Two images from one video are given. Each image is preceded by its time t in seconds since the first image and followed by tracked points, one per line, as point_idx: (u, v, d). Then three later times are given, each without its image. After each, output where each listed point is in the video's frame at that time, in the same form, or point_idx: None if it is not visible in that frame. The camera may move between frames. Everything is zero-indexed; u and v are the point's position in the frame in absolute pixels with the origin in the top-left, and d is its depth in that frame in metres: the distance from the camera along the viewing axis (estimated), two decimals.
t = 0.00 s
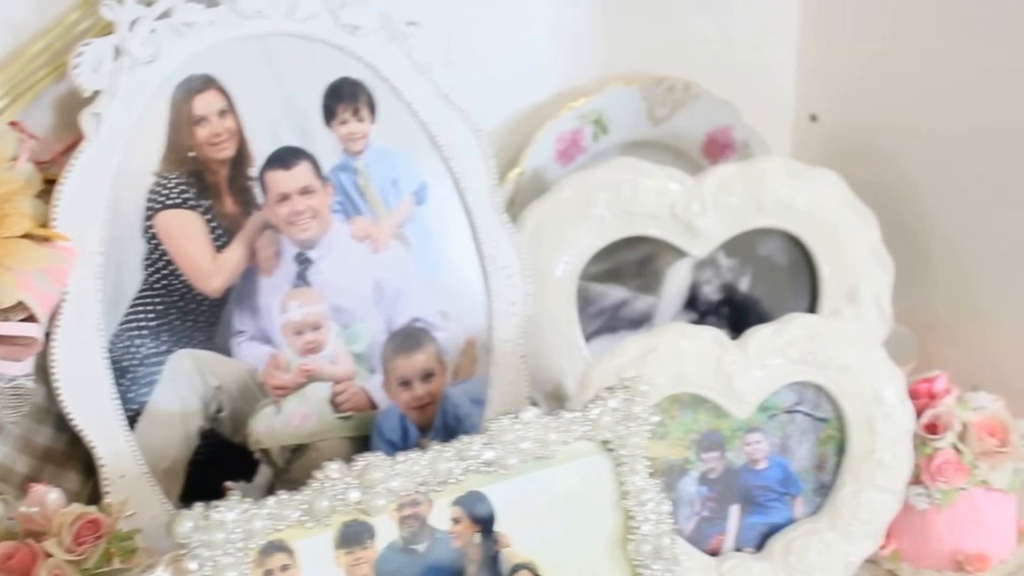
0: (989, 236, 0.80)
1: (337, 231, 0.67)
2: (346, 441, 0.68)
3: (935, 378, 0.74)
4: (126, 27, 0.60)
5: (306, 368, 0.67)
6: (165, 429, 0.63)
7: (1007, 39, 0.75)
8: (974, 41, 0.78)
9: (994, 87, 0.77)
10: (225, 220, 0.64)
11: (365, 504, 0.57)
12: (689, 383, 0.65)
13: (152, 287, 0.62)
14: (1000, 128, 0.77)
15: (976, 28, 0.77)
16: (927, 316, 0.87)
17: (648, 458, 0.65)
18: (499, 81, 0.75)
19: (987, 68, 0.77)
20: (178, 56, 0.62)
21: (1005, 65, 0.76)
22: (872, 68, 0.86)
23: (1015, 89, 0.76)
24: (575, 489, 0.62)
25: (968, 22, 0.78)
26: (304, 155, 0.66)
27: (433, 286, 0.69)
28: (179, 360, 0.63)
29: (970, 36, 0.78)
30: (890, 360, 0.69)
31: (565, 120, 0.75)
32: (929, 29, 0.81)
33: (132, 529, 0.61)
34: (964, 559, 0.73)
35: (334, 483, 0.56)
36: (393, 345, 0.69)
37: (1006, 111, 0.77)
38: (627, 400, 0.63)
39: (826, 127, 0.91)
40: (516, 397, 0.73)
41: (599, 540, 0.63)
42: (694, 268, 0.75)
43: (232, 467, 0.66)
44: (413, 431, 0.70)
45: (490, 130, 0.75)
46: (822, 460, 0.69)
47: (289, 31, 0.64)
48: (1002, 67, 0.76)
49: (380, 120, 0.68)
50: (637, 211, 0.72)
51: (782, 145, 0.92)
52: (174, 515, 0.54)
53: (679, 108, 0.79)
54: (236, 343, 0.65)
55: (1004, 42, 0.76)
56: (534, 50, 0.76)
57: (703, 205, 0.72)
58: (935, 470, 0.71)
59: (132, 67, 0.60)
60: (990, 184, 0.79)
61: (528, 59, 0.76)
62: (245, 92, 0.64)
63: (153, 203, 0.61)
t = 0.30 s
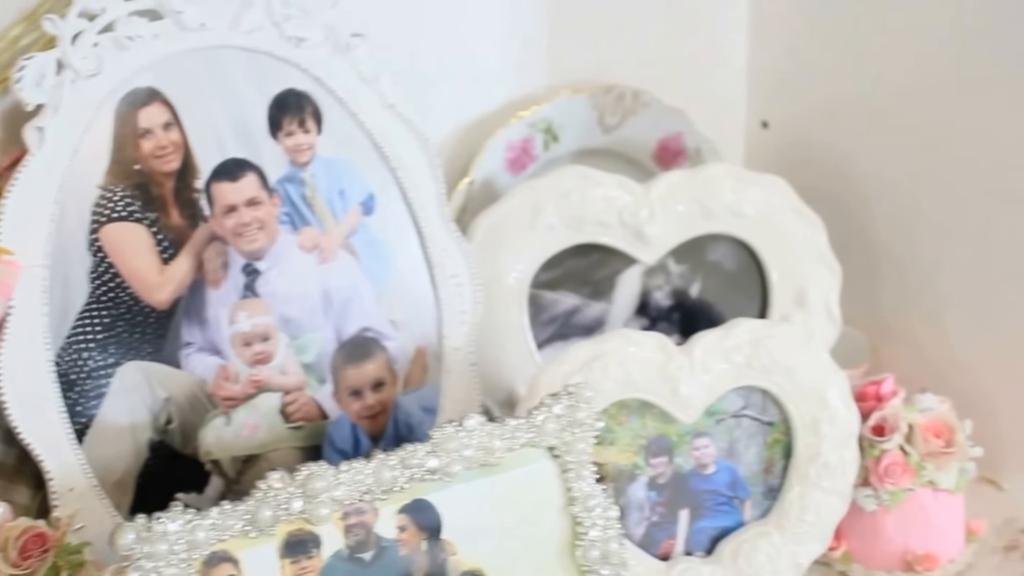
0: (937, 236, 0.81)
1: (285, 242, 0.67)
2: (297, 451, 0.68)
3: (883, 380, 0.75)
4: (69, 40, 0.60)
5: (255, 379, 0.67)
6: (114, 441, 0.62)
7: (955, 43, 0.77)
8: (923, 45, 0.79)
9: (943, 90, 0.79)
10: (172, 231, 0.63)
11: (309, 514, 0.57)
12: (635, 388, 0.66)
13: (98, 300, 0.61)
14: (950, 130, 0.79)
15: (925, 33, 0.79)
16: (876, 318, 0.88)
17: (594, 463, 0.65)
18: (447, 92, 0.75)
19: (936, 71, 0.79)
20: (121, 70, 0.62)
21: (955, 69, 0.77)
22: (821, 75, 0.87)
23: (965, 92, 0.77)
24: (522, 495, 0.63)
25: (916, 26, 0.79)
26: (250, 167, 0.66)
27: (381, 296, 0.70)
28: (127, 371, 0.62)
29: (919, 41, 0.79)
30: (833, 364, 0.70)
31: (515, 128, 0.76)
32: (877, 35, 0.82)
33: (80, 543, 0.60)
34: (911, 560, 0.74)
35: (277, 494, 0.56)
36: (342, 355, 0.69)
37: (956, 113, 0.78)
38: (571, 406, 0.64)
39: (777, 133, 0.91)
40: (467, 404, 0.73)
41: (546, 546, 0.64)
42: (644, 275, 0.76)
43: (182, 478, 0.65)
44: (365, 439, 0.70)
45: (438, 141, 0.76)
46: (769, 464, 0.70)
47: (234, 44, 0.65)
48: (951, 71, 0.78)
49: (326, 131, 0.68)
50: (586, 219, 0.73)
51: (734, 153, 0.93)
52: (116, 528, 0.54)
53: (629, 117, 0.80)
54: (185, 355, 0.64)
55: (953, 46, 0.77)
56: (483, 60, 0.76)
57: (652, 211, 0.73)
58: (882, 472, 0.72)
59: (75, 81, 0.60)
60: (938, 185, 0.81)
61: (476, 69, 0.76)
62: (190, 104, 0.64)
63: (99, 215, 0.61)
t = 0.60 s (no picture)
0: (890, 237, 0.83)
1: (241, 250, 0.67)
2: (254, 458, 0.69)
3: (838, 380, 0.76)
4: (20, 48, 0.59)
5: (211, 387, 0.67)
6: (69, 450, 0.62)
7: (907, 48, 0.78)
8: (876, 49, 0.80)
9: (896, 93, 0.79)
10: (126, 240, 0.63)
11: (262, 522, 0.57)
12: (591, 392, 0.66)
13: (53, 308, 0.61)
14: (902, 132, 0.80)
15: (879, 37, 0.79)
16: (831, 317, 0.89)
17: (549, 467, 0.66)
18: (402, 99, 0.76)
19: (890, 75, 0.80)
20: (73, 79, 0.61)
21: (907, 72, 0.78)
22: (777, 79, 0.88)
23: (917, 96, 0.78)
24: (476, 499, 0.63)
25: (869, 30, 0.80)
26: (204, 175, 0.66)
27: (337, 301, 0.70)
28: (82, 380, 0.62)
29: (872, 45, 0.80)
30: (786, 365, 0.70)
31: (471, 134, 0.77)
32: (832, 39, 0.83)
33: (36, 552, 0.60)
34: (870, 559, 0.74)
35: (230, 502, 0.56)
36: (299, 361, 0.69)
37: (908, 116, 0.79)
38: (526, 410, 0.64)
39: (734, 137, 0.92)
40: (425, 409, 0.74)
41: (503, 551, 0.64)
42: (599, 280, 0.76)
43: (139, 486, 0.65)
44: (321, 446, 0.70)
45: (393, 147, 0.77)
46: (725, 466, 0.71)
47: (186, 51, 0.65)
48: (904, 74, 0.79)
49: (280, 139, 0.68)
50: (542, 224, 0.74)
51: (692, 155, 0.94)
52: (68, 538, 0.54)
53: (586, 121, 0.81)
54: (140, 363, 0.64)
55: (905, 50, 0.78)
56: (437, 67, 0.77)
57: (607, 215, 0.74)
58: (838, 472, 0.73)
59: (27, 89, 0.60)
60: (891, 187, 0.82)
61: (430, 76, 0.77)
62: (142, 112, 0.64)
63: (52, 224, 0.61)
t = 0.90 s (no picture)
0: (856, 234, 0.83)
1: (209, 253, 0.68)
2: (224, 461, 0.69)
3: (806, 378, 0.77)
4: None
5: (180, 390, 0.67)
6: (36, 455, 0.62)
7: (872, 49, 0.79)
8: (842, 50, 0.81)
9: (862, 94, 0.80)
10: (93, 244, 0.64)
11: (228, 525, 0.57)
12: (558, 392, 0.67)
13: (20, 313, 0.61)
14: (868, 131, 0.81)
15: (844, 39, 0.80)
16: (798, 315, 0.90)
17: (518, 467, 0.66)
18: (369, 102, 0.76)
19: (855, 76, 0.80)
20: (38, 84, 0.61)
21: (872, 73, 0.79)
22: (745, 80, 0.88)
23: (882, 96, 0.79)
24: (444, 501, 0.63)
25: (835, 31, 0.81)
26: (171, 178, 0.66)
27: (306, 303, 0.71)
28: (49, 385, 0.62)
29: (838, 46, 0.81)
30: (753, 364, 0.71)
31: (440, 136, 0.77)
32: (798, 40, 0.83)
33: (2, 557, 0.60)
34: (839, 556, 0.75)
35: (195, 505, 0.56)
36: (268, 364, 0.70)
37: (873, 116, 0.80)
38: (493, 411, 0.64)
39: (701, 138, 0.93)
40: (394, 411, 0.74)
41: (472, 552, 0.64)
42: (569, 281, 0.77)
43: (107, 491, 0.65)
44: (292, 448, 0.71)
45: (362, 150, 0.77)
46: (694, 465, 0.71)
47: (153, 55, 0.65)
48: (870, 75, 0.79)
49: (248, 142, 0.69)
50: (511, 225, 0.74)
51: (662, 157, 0.95)
52: (32, 543, 0.53)
53: (554, 123, 0.81)
54: (108, 367, 0.64)
55: (870, 51, 0.79)
56: (405, 69, 0.77)
57: (575, 215, 0.75)
58: (807, 470, 0.73)
59: None
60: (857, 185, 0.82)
61: (398, 79, 0.77)
62: (109, 116, 0.64)
63: (18, 228, 0.61)
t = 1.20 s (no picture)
0: (835, 233, 0.84)
1: (189, 253, 0.68)
2: (205, 461, 0.69)
3: (786, 376, 0.77)
4: None
5: (161, 390, 0.67)
6: (16, 456, 0.62)
7: (850, 47, 0.79)
8: (821, 49, 0.81)
9: (840, 92, 0.81)
10: (72, 244, 0.63)
11: (208, 524, 0.56)
12: (539, 390, 0.67)
13: None
14: (847, 130, 0.81)
15: (824, 37, 0.81)
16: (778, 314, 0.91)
17: (499, 465, 0.66)
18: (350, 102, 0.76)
19: (832, 75, 0.81)
20: (17, 83, 0.61)
21: (850, 71, 0.80)
22: (724, 80, 0.89)
23: (861, 94, 0.80)
24: (425, 499, 0.63)
25: (813, 32, 0.81)
26: (151, 179, 0.66)
27: (287, 303, 0.71)
28: (29, 386, 0.62)
29: (817, 45, 0.81)
30: (733, 361, 0.71)
31: (420, 137, 0.77)
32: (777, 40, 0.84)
33: None
34: (820, 552, 0.75)
35: (175, 502, 0.56)
36: (249, 363, 0.70)
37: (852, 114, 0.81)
38: (474, 409, 0.65)
39: (681, 139, 0.94)
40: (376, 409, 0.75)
41: (453, 550, 0.65)
42: (551, 279, 0.77)
43: (88, 492, 0.65)
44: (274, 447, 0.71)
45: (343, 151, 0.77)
46: (674, 462, 0.72)
47: (134, 55, 0.65)
48: (848, 74, 0.80)
49: (228, 142, 0.69)
50: (492, 225, 0.74)
51: (642, 158, 0.96)
52: (8, 543, 0.52)
53: (534, 125, 0.82)
54: (89, 367, 0.64)
55: (847, 51, 0.80)
56: (385, 70, 0.78)
57: (554, 216, 0.75)
58: (788, 466, 0.74)
59: None
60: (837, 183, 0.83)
61: (378, 81, 0.77)
62: (88, 116, 0.64)
63: None
